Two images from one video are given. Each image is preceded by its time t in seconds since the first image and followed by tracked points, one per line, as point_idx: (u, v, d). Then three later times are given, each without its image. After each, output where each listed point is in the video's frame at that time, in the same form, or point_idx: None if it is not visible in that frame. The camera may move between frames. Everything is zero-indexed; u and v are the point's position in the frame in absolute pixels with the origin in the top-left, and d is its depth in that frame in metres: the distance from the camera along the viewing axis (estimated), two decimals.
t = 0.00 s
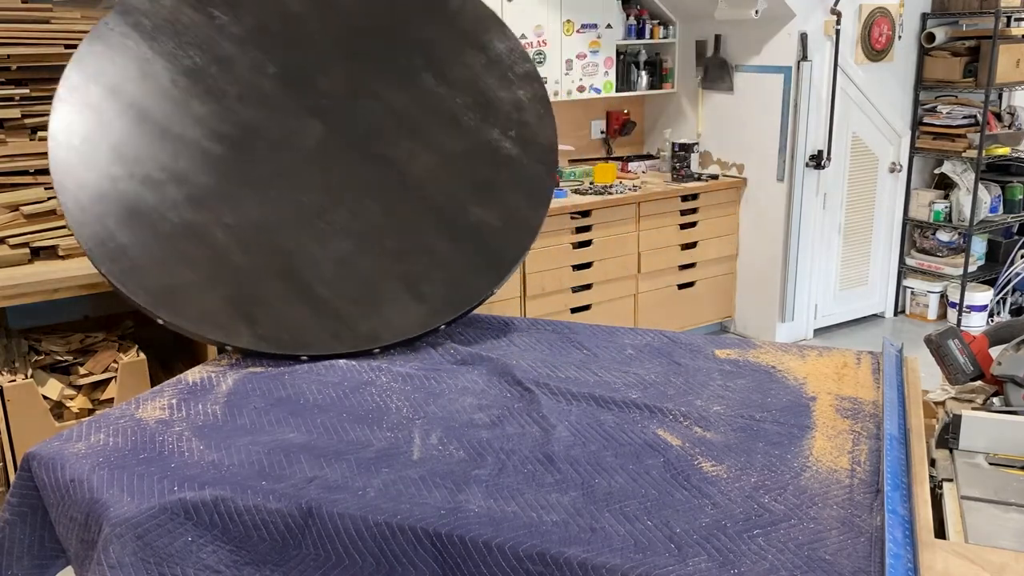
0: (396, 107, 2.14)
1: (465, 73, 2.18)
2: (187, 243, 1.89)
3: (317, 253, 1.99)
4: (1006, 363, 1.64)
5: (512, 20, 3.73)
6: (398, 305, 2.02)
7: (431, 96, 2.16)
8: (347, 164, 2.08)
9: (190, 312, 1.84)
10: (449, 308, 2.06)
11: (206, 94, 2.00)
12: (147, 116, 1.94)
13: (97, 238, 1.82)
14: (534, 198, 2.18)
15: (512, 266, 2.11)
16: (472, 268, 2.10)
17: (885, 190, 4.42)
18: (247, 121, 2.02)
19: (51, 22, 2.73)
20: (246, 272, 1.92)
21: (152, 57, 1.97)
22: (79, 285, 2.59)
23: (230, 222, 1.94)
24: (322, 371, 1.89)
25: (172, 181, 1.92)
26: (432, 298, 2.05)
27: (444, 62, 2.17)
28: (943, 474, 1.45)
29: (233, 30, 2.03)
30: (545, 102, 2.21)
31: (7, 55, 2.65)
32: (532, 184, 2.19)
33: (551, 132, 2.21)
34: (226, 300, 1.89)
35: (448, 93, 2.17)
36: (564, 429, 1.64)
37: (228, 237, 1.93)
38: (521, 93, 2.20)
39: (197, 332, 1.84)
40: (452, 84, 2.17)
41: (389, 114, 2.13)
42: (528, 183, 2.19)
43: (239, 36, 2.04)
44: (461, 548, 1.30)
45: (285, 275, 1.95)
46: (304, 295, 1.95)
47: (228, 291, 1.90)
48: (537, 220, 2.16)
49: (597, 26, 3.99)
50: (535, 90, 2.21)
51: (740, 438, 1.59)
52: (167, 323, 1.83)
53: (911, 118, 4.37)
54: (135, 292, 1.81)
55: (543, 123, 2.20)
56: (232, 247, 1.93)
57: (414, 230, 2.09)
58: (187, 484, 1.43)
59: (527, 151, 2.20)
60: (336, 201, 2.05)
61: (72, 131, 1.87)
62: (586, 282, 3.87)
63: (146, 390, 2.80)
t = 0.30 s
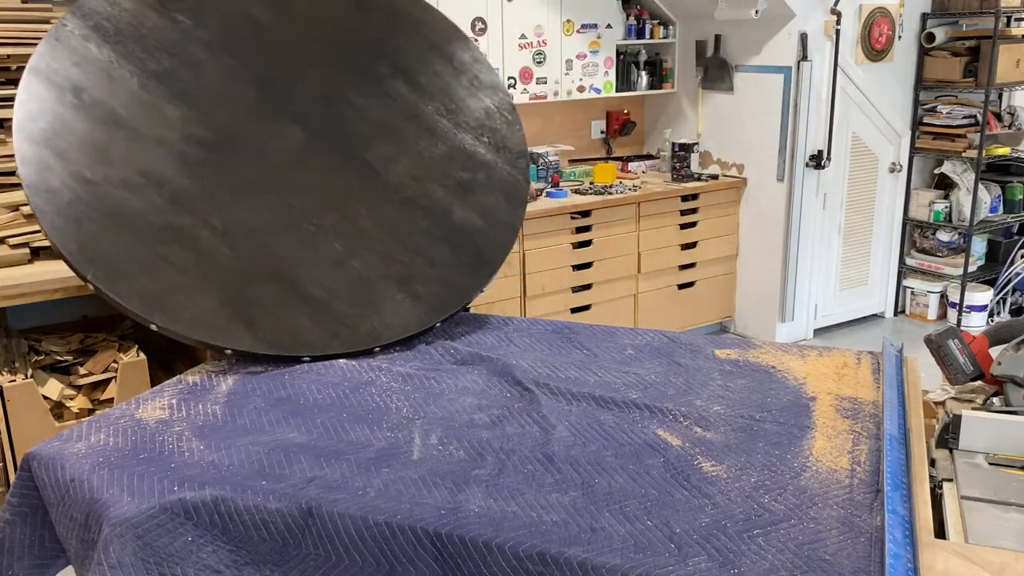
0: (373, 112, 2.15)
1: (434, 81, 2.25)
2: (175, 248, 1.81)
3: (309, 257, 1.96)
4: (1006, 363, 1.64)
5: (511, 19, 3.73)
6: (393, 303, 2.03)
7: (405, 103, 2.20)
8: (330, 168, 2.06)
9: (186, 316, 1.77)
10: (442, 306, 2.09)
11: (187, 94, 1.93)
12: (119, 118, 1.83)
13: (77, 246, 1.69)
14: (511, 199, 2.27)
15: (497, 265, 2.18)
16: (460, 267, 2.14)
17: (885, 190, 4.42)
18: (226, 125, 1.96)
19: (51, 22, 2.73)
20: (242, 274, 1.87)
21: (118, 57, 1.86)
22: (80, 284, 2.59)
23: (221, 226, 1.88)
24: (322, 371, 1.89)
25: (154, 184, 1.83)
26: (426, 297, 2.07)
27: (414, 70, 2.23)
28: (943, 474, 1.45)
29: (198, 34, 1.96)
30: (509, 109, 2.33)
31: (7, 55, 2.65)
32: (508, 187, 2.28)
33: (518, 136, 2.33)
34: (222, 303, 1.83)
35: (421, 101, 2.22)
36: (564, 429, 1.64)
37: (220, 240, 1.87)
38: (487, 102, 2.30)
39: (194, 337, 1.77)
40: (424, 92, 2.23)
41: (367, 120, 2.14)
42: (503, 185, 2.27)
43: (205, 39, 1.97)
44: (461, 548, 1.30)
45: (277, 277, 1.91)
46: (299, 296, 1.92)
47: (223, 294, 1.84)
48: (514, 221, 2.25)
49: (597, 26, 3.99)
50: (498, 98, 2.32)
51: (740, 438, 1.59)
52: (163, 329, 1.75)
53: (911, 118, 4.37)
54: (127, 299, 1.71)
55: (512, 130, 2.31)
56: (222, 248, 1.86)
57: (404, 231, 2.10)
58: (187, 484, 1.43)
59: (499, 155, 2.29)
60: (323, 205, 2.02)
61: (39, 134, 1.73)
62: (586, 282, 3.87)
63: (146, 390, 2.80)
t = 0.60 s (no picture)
0: (351, 113, 2.14)
1: (407, 81, 2.24)
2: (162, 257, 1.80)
3: (299, 258, 1.95)
4: (1006, 363, 1.64)
5: (511, 19, 3.73)
6: (388, 301, 2.04)
7: (381, 103, 2.19)
8: (314, 171, 2.04)
9: (181, 325, 1.77)
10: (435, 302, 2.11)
11: (176, 99, 1.92)
12: (94, 129, 1.81)
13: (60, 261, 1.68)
14: (493, 193, 2.28)
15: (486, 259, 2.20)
16: (449, 263, 2.16)
17: (885, 190, 4.41)
18: (207, 130, 1.93)
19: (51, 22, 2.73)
20: (237, 277, 1.87)
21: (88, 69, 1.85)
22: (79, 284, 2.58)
23: (207, 231, 1.87)
24: (322, 371, 1.89)
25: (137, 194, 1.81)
26: (419, 294, 2.09)
27: (388, 69, 2.21)
28: (943, 474, 1.45)
29: (167, 41, 1.94)
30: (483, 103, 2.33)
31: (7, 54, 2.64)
32: (491, 180, 2.29)
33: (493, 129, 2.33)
34: (217, 308, 1.83)
35: (396, 100, 2.21)
36: (564, 429, 1.64)
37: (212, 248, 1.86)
38: (460, 98, 2.30)
39: (191, 344, 1.78)
40: (398, 90, 2.22)
41: (344, 121, 2.12)
42: (485, 179, 2.28)
43: (176, 45, 1.95)
44: (461, 548, 1.30)
45: (270, 279, 1.91)
46: (293, 299, 1.92)
47: (218, 300, 1.84)
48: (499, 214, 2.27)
49: (597, 26, 3.99)
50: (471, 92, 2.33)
51: (741, 438, 1.59)
52: (160, 339, 1.75)
53: (911, 118, 4.37)
54: (120, 311, 1.71)
55: (488, 123, 2.32)
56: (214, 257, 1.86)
57: (393, 230, 2.10)
58: (187, 484, 1.43)
59: (481, 149, 2.30)
60: (310, 207, 2.01)
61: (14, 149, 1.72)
62: (586, 282, 3.87)
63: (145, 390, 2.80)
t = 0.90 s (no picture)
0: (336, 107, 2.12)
1: (391, 72, 2.21)
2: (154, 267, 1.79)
3: (293, 257, 1.96)
4: (1006, 363, 1.64)
5: (511, 19, 3.73)
6: (384, 297, 2.04)
7: (365, 95, 2.17)
8: (304, 170, 2.04)
9: (178, 334, 1.78)
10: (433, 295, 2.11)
11: (165, 104, 1.92)
12: (81, 140, 1.81)
13: (51, 275, 1.69)
14: (484, 181, 2.27)
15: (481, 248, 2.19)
16: (444, 255, 2.15)
17: (885, 190, 4.42)
18: (194, 136, 1.93)
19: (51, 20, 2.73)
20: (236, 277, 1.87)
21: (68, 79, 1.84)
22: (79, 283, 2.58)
23: (197, 237, 1.86)
24: (322, 371, 1.89)
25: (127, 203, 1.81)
26: (416, 288, 2.09)
27: (370, 61, 2.19)
28: (944, 474, 1.45)
29: (149, 46, 1.93)
30: (467, 88, 2.31)
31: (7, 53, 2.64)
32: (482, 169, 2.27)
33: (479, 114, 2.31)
34: (214, 315, 1.83)
35: (380, 92, 2.19)
36: (564, 429, 1.64)
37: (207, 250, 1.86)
38: (445, 86, 2.28)
39: (190, 352, 1.78)
40: (382, 82, 2.20)
41: (329, 116, 2.11)
42: (474, 167, 2.26)
43: (157, 49, 1.94)
44: (461, 548, 1.30)
45: (267, 281, 1.91)
46: (290, 300, 1.92)
47: (215, 306, 1.84)
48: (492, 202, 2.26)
49: (597, 26, 3.99)
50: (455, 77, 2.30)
51: (741, 438, 1.59)
52: (158, 348, 1.76)
53: (911, 118, 4.37)
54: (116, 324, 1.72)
55: (475, 111, 2.30)
56: (209, 264, 1.86)
57: (386, 226, 2.10)
58: (187, 484, 1.43)
59: (471, 137, 2.28)
60: (302, 206, 2.01)
61: None
62: (586, 282, 3.87)
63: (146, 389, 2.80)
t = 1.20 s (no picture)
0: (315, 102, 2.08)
1: (367, 65, 2.17)
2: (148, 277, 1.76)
3: (285, 257, 1.94)
4: (1006, 363, 1.64)
5: (511, 19, 3.73)
6: (378, 292, 2.05)
7: (342, 90, 2.13)
8: (290, 170, 2.01)
9: (176, 343, 1.76)
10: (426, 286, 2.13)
11: (145, 106, 1.84)
12: (55, 150, 1.71)
13: (42, 293, 1.63)
14: (468, 170, 2.27)
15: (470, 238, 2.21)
16: (434, 246, 2.17)
17: (885, 190, 4.42)
18: (175, 139, 1.86)
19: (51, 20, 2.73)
20: (235, 278, 1.87)
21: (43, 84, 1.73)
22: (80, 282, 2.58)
23: (187, 242, 1.82)
24: (322, 372, 1.90)
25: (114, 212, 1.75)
26: (408, 281, 2.11)
27: (345, 52, 2.14)
28: (943, 475, 1.45)
29: (115, 48, 1.82)
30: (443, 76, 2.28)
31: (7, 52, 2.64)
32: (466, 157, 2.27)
33: (457, 102, 2.29)
34: (211, 322, 1.82)
35: (357, 85, 2.15)
36: (564, 429, 1.64)
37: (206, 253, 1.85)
38: (422, 78, 2.24)
39: (190, 360, 1.78)
40: (358, 75, 2.16)
41: (307, 112, 2.07)
42: (456, 157, 2.26)
43: (124, 52, 1.83)
44: (461, 548, 1.30)
45: (265, 282, 1.90)
46: (285, 303, 1.92)
47: (211, 314, 1.82)
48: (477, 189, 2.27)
49: (597, 26, 3.99)
50: (430, 65, 2.26)
51: (741, 438, 1.59)
52: (156, 358, 1.74)
53: (911, 118, 4.37)
54: (114, 338, 1.69)
55: (454, 101, 2.28)
56: (201, 270, 1.83)
57: (375, 221, 2.10)
58: (187, 484, 1.43)
59: (452, 124, 2.27)
60: (291, 206, 2.00)
61: None
62: (586, 282, 3.87)
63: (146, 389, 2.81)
